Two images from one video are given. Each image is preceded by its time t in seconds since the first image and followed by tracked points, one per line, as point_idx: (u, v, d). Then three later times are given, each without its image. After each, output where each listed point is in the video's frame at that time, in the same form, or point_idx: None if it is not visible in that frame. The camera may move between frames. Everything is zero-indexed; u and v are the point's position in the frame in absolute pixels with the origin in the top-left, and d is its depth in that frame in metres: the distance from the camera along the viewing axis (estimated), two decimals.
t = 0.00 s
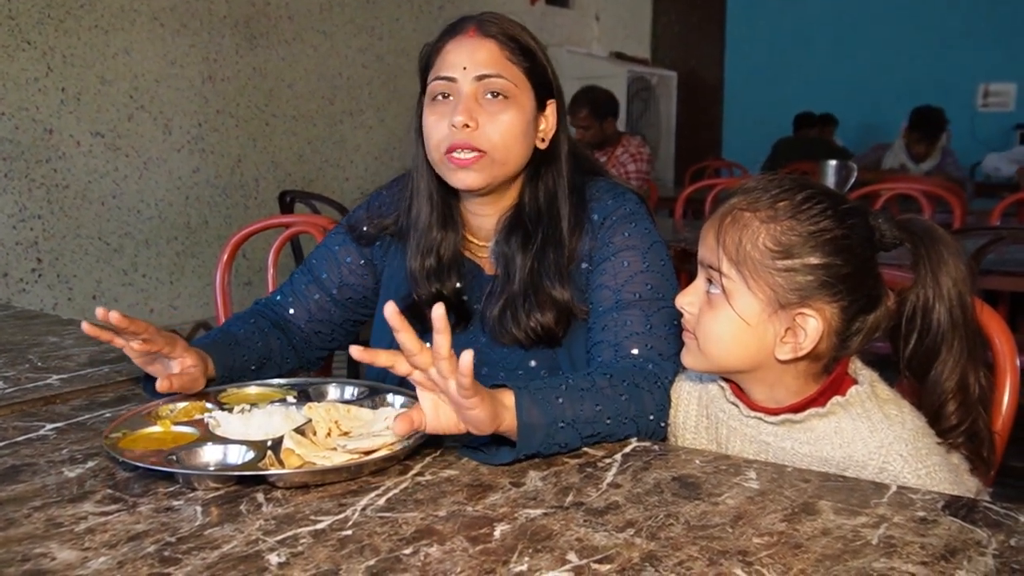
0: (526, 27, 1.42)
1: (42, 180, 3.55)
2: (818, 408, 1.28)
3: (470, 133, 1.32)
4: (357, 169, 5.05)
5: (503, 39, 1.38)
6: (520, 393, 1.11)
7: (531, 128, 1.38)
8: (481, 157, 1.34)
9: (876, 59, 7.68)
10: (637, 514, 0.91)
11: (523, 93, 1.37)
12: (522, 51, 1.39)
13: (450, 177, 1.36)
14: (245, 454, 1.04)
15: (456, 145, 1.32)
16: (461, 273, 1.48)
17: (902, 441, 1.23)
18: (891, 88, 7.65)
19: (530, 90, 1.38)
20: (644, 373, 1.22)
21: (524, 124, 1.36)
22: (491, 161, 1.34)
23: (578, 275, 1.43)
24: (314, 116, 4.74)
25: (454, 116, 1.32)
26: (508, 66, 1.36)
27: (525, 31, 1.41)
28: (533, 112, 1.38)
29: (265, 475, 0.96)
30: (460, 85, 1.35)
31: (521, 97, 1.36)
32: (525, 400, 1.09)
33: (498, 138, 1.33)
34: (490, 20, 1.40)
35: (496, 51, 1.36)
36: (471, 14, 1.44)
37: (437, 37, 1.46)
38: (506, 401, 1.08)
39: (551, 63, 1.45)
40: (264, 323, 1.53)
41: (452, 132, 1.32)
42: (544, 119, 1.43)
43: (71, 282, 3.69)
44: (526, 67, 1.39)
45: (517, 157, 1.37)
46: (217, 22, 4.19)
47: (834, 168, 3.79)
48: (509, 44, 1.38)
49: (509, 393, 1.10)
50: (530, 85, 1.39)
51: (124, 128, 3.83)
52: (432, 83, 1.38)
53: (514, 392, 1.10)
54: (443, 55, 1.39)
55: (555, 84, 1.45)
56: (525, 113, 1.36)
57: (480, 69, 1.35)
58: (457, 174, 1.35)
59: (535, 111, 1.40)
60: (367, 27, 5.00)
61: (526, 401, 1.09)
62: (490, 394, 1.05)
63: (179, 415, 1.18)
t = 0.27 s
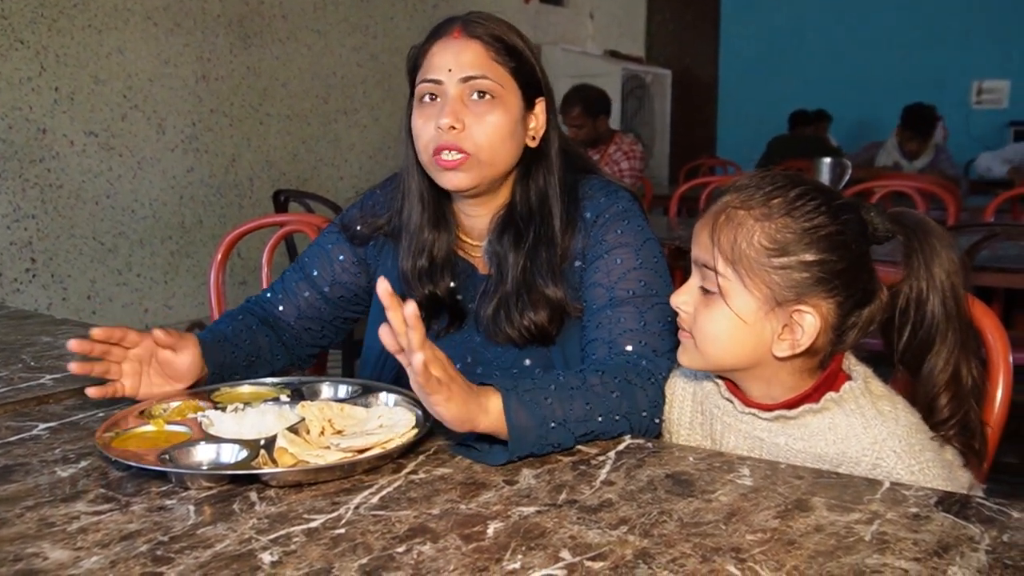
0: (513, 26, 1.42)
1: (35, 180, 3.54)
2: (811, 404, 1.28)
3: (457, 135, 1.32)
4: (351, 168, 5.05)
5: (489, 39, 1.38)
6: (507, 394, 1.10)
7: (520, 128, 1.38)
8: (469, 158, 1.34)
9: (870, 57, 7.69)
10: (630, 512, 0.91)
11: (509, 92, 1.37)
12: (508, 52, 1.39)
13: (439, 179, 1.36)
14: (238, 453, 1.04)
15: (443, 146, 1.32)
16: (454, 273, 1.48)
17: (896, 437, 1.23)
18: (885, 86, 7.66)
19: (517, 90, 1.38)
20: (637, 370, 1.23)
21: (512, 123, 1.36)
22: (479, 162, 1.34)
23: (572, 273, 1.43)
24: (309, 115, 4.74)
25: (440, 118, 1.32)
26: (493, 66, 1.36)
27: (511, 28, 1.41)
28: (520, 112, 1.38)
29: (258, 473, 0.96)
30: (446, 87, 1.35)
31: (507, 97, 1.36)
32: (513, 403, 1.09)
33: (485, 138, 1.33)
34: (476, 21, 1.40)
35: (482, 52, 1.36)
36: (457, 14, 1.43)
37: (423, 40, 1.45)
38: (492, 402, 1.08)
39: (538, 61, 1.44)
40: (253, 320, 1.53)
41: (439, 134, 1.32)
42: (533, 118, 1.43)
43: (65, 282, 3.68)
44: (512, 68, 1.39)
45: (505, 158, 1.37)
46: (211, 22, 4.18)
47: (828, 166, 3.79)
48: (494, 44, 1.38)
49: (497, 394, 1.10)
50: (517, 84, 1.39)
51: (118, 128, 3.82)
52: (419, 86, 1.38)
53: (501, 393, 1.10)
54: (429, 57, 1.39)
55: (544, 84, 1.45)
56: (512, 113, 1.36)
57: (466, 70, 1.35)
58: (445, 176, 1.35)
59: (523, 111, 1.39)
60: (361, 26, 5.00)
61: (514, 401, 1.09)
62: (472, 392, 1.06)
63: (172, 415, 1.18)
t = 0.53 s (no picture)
0: (511, 32, 1.41)
1: (29, 180, 3.53)
2: (805, 402, 1.28)
3: (446, 139, 1.32)
4: (345, 167, 5.05)
5: (486, 45, 1.37)
6: (494, 379, 1.13)
7: (510, 135, 1.38)
8: (456, 163, 1.34)
9: (863, 56, 7.71)
10: (624, 511, 0.91)
11: (501, 98, 1.36)
12: (505, 58, 1.38)
13: (425, 180, 1.37)
14: (232, 453, 1.04)
15: (430, 148, 1.33)
16: (446, 272, 1.49)
17: (889, 435, 1.23)
18: (878, 85, 7.68)
19: (509, 98, 1.38)
20: (630, 368, 1.23)
21: (502, 128, 1.36)
22: (464, 168, 1.35)
23: (563, 274, 1.43)
24: (302, 114, 4.73)
25: (429, 122, 1.32)
26: (488, 72, 1.36)
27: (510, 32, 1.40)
28: (512, 119, 1.38)
29: (252, 473, 0.96)
30: (438, 90, 1.34)
31: (499, 105, 1.36)
32: (500, 389, 1.11)
33: (474, 144, 1.33)
34: (475, 24, 1.39)
35: (478, 58, 1.36)
36: (456, 15, 1.42)
37: (422, 37, 1.45)
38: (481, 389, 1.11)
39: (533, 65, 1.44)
40: (249, 319, 1.52)
41: (427, 136, 1.32)
42: (524, 123, 1.43)
43: (59, 282, 3.68)
44: (507, 77, 1.38)
45: (492, 166, 1.37)
46: (204, 21, 4.17)
47: (822, 164, 3.79)
48: (490, 50, 1.37)
49: (485, 380, 1.13)
50: (510, 91, 1.38)
51: (111, 127, 3.81)
52: (414, 84, 1.38)
53: (489, 378, 1.13)
54: (425, 57, 1.38)
55: (538, 92, 1.45)
56: (503, 120, 1.36)
57: (460, 75, 1.34)
58: (431, 179, 1.36)
59: (515, 118, 1.39)
60: (355, 24, 4.99)
61: (502, 389, 1.12)
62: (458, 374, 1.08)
63: (165, 415, 1.17)
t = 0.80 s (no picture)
0: (501, 29, 1.41)
1: (22, 180, 3.52)
2: (802, 401, 1.27)
3: (445, 142, 1.32)
4: (340, 166, 5.04)
5: (477, 46, 1.37)
6: (495, 384, 1.12)
7: (508, 132, 1.39)
8: (458, 165, 1.34)
9: (857, 55, 7.72)
10: (621, 510, 0.92)
11: (497, 98, 1.37)
12: (496, 57, 1.39)
13: (427, 184, 1.36)
14: (228, 453, 1.04)
15: (430, 153, 1.33)
16: (445, 273, 1.48)
17: (885, 435, 1.23)
18: (872, 84, 7.70)
19: (505, 96, 1.38)
20: (628, 367, 1.23)
21: (500, 129, 1.36)
22: (467, 169, 1.35)
23: (562, 273, 1.43)
24: (297, 114, 4.73)
25: (428, 127, 1.32)
26: (481, 73, 1.36)
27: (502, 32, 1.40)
28: (508, 116, 1.38)
29: (249, 474, 0.96)
30: (433, 94, 1.34)
31: (495, 103, 1.36)
32: (501, 394, 1.10)
33: (474, 145, 1.34)
34: (464, 25, 1.39)
35: (470, 60, 1.36)
36: (445, 18, 1.43)
37: (412, 43, 1.45)
38: (480, 395, 1.10)
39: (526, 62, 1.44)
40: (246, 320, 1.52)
41: (427, 141, 1.33)
42: (521, 121, 1.43)
43: (53, 282, 3.67)
44: (500, 75, 1.39)
45: (494, 164, 1.38)
46: (198, 20, 4.16)
47: (817, 164, 3.80)
48: (482, 50, 1.37)
49: (485, 385, 1.12)
50: (505, 90, 1.39)
51: (105, 127, 3.80)
52: (408, 91, 1.38)
53: (489, 383, 1.12)
54: (418, 62, 1.38)
55: (533, 86, 1.45)
56: (501, 119, 1.37)
57: (453, 78, 1.34)
58: (433, 183, 1.36)
59: (512, 115, 1.40)
60: (349, 24, 4.99)
61: (502, 393, 1.11)
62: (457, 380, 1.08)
63: (161, 416, 1.17)
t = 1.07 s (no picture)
0: (494, 29, 1.40)
1: (16, 180, 3.52)
2: (797, 401, 1.27)
3: (439, 146, 1.33)
4: (335, 166, 5.04)
5: (470, 47, 1.36)
6: (498, 399, 1.10)
7: (501, 134, 1.39)
8: (452, 168, 1.35)
9: (852, 55, 7.74)
10: (617, 509, 0.92)
11: (491, 101, 1.36)
12: (490, 59, 1.38)
13: (422, 188, 1.37)
14: (224, 453, 1.04)
15: (424, 157, 1.33)
16: (440, 272, 1.48)
17: (880, 433, 1.23)
18: (867, 83, 7.72)
19: (498, 97, 1.38)
20: (624, 365, 1.23)
21: (494, 132, 1.37)
22: (461, 172, 1.35)
23: (556, 270, 1.43)
24: (292, 114, 4.72)
25: (422, 130, 1.32)
26: (475, 76, 1.35)
27: (495, 33, 1.40)
28: (502, 118, 1.38)
29: (245, 474, 0.96)
30: (427, 98, 1.34)
31: (489, 106, 1.36)
32: (504, 408, 1.08)
33: (468, 149, 1.34)
34: (457, 27, 1.38)
35: (463, 62, 1.35)
36: (438, 18, 1.42)
37: (406, 43, 1.44)
38: (482, 407, 1.07)
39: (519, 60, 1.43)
40: (237, 319, 1.52)
41: (421, 146, 1.33)
42: (515, 120, 1.43)
43: (48, 282, 3.66)
44: (494, 78, 1.38)
45: (488, 167, 1.38)
46: (193, 21, 4.16)
47: (813, 163, 3.81)
48: (475, 52, 1.36)
49: (486, 397, 1.10)
50: (498, 92, 1.38)
51: (99, 127, 3.79)
52: (402, 93, 1.38)
53: (491, 397, 1.10)
54: (411, 64, 1.38)
55: (527, 86, 1.44)
56: (494, 121, 1.37)
57: (447, 82, 1.34)
58: (427, 187, 1.36)
59: (505, 117, 1.39)
60: (344, 24, 4.99)
61: (504, 406, 1.09)
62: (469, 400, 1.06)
63: (157, 416, 1.17)
